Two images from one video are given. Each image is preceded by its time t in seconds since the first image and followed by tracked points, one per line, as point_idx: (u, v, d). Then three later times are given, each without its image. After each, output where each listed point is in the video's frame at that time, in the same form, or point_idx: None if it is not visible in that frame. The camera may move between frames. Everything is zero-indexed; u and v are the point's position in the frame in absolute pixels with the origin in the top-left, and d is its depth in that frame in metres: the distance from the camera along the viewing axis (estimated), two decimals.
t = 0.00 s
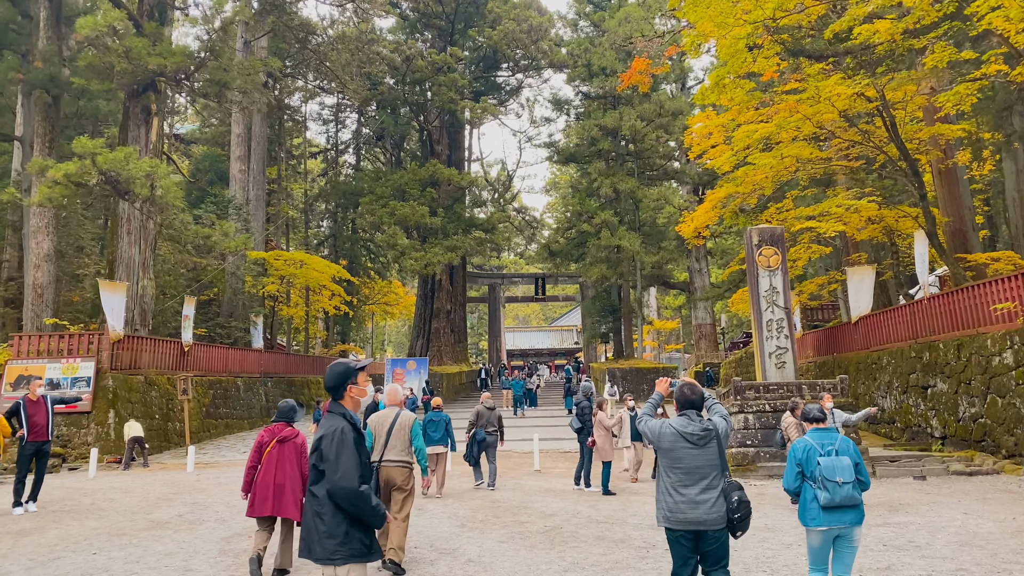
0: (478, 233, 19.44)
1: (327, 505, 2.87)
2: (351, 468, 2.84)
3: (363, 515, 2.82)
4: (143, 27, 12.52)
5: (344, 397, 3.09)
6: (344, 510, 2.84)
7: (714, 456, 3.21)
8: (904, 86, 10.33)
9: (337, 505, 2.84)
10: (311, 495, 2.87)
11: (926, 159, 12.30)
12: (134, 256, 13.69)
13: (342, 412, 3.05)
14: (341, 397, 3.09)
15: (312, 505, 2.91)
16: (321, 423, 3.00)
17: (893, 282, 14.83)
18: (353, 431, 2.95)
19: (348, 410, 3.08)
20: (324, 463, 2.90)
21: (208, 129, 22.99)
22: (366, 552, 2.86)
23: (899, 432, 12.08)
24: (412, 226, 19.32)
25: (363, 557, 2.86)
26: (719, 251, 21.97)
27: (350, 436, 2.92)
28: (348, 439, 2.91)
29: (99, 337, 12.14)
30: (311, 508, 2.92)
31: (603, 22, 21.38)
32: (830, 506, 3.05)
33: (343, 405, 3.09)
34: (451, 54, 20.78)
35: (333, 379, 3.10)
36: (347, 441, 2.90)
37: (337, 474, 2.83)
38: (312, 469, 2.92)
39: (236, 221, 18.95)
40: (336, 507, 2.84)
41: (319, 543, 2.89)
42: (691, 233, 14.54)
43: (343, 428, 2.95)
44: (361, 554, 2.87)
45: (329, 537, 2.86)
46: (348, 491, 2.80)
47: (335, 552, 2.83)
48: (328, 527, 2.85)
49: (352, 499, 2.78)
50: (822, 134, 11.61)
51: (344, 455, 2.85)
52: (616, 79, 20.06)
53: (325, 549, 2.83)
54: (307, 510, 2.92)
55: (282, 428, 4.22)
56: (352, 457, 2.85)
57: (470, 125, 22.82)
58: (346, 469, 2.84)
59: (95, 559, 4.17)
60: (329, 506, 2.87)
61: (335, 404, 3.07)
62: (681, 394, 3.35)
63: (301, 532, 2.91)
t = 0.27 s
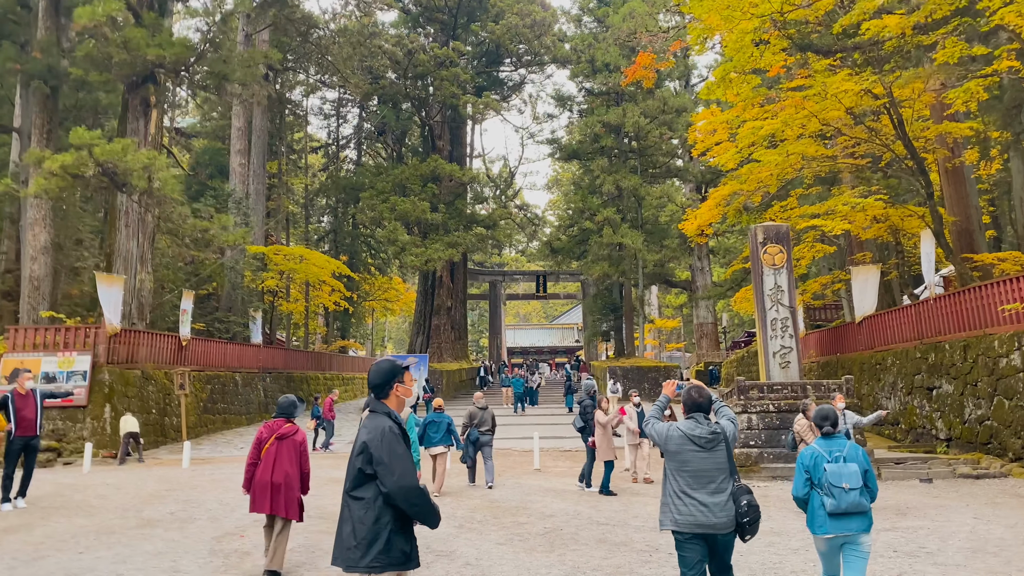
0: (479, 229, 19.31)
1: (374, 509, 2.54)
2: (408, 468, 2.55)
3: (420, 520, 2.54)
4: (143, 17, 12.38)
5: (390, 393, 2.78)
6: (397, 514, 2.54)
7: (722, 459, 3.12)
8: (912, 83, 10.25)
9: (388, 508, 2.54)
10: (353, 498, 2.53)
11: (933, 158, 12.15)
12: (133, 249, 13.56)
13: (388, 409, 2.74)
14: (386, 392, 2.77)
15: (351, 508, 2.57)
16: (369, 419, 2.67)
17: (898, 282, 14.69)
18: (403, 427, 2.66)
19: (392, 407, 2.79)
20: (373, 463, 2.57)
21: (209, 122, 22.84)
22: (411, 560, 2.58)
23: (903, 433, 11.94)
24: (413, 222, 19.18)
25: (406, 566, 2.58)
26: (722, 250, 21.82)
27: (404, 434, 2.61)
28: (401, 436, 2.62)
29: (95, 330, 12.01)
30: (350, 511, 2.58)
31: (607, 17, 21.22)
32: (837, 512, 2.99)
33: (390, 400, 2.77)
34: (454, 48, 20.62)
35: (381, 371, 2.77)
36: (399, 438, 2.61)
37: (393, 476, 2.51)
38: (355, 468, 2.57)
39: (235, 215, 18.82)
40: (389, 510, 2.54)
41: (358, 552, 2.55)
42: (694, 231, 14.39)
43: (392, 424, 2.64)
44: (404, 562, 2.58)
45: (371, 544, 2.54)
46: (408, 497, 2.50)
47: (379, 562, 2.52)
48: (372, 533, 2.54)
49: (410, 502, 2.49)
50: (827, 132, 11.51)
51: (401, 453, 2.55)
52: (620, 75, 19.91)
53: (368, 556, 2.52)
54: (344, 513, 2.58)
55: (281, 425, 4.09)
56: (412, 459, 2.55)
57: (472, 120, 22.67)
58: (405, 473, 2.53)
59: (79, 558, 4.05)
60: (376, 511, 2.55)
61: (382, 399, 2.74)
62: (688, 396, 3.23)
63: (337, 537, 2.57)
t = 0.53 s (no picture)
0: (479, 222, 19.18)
1: (426, 500, 2.44)
2: (455, 457, 2.42)
3: (471, 511, 2.41)
4: (141, 6, 12.25)
5: (442, 379, 2.65)
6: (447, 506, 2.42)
7: (740, 454, 3.02)
8: (920, 75, 10.11)
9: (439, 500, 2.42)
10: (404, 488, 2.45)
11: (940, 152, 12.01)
12: (131, 240, 13.45)
13: (441, 395, 2.62)
14: (439, 378, 2.64)
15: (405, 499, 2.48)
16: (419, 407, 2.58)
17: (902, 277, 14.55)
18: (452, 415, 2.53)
19: (446, 394, 2.66)
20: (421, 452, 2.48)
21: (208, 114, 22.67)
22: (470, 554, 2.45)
23: (907, 429, 11.82)
24: (414, 214, 19.05)
25: (465, 561, 2.45)
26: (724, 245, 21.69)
27: (450, 420, 2.49)
28: (448, 424, 2.49)
29: (92, 322, 11.89)
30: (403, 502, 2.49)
31: (610, 10, 21.05)
32: (844, 501, 2.89)
33: (444, 386, 2.64)
34: (455, 40, 20.45)
35: (431, 357, 2.66)
36: (445, 426, 2.48)
37: (439, 463, 2.39)
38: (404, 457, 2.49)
39: (235, 207, 18.69)
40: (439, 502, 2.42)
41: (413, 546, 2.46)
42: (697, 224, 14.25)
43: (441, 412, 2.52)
44: (463, 556, 2.46)
45: (428, 536, 2.43)
46: (451, 485, 2.38)
47: (436, 556, 2.41)
48: (427, 524, 2.43)
49: (458, 492, 2.36)
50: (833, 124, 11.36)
51: (447, 441, 2.43)
52: (622, 68, 19.76)
53: (424, 550, 2.42)
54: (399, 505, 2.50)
55: (283, 419, 4.09)
56: (455, 446, 2.42)
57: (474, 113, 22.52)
58: (449, 460, 2.40)
59: (68, 553, 3.93)
60: (427, 502, 2.44)
61: (434, 386, 2.63)
62: (706, 390, 3.17)
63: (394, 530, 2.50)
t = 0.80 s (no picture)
0: (480, 216, 19.02)
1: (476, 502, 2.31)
2: (503, 457, 2.27)
3: (522, 515, 2.26)
4: None
5: (500, 373, 2.53)
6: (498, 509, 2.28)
7: (757, 446, 2.93)
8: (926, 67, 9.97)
9: (489, 502, 2.29)
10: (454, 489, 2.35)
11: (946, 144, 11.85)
12: (129, 233, 13.31)
13: (496, 392, 2.48)
14: (497, 371, 2.53)
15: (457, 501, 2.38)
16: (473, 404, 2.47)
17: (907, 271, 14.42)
18: (506, 411, 2.39)
19: (504, 389, 2.53)
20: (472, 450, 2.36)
21: (207, 107, 22.47)
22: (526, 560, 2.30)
23: (912, 424, 11.70)
24: (414, 208, 18.90)
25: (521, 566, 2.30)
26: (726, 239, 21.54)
27: (502, 418, 2.35)
28: (501, 421, 2.36)
29: (89, 315, 11.75)
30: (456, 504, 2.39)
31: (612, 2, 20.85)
32: (864, 495, 2.84)
33: (501, 382, 2.51)
34: (455, 31, 20.24)
35: (486, 352, 2.54)
36: (497, 422, 2.35)
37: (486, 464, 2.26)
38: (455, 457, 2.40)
39: (234, 201, 18.54)
40: (489, 503, 2.29)
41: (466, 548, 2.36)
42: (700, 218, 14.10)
43: (496, 408, 2.39)
44: (519, 562, 2.31)
45: (481, 541, 2.31)
46: (499, 487, 2.23)
47: (490, 560, 2.28)
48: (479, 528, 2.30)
49: (504, 492, 2.22)
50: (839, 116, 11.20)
51: (496, 439, 2.29)
52: (624, 60, 19.58)
53: (477, 555, 2.29)
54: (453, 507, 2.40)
55: (286, 410, 4.13)
56: (505, 446, 2.27)
57: (474, 106, 22.33)
58: (497, 461, 2.26)
59: (57, 552, 3.81)
60: (479, 505, 2.32)
61: (490, 382, 2.51)
62: (718, 380, 3.09)
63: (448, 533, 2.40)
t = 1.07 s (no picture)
0: (479, 211, 18.88)
1: (557, 515, 2.05)
2: (591, 466, 2.05)
3: (610, 530, 2.03)
4: None
5: (572, 372, 2.29)
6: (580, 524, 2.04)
7: (757, 450, 2.82)
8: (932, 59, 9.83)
9: (571, 516, 2.05)
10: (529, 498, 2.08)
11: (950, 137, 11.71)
12: (125, 229, 13.16)
13: (570, 392, 2.26)
14: (569, 370, 2.29)
15: (528, 512, 2.11)
16: (544, 405, 2.22)
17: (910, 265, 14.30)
18: (585, 416, 2.16)
19: (574, 390, 2.29)
20: (551, 457, 2.10)
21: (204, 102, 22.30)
22: None
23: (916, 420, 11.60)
24: (412, 203, 18.76)
25: None
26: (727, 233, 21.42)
27: (585, 422, 2.13)
28: (582, 425, 2.12)
29: (85, 312, 11.63)
30: (525, 516, 2.12)
31: None
32: (904, 499, 2.76)
33: (573, 382, 2.29)
34: (454, 24, 20.05)
35: (555, 348, 2.30)
36: (579, 428, 2.11)
37: (575, 473, 2.02)
38: (527, 462, 2.13)
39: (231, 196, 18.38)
40: (571, 516, 2.05)
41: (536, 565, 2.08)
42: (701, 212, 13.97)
43: (574, 411, 2.16)
44: None
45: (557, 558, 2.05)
46: (589, 498, 2.00)
47: None
48: (559, 543, 2.04)
49: (595, 505, 1.99)
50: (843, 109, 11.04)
51: (582, 447, 2.06)
52: (625, 54, 19.41)
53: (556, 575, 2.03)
54: (520, 519, 2.13)
55: (291, 409, 4.21)
56: (593, 454, 2.05)
57: (473, 100, 22.17)
58: (588, 469, 2.03)
59: (44, 556, 3.69)
60: (558, 517, 2.06)
61: (560, 381, 2.28)
62: (717, 382, 2.96)
63: (513, 549, 2.12)
